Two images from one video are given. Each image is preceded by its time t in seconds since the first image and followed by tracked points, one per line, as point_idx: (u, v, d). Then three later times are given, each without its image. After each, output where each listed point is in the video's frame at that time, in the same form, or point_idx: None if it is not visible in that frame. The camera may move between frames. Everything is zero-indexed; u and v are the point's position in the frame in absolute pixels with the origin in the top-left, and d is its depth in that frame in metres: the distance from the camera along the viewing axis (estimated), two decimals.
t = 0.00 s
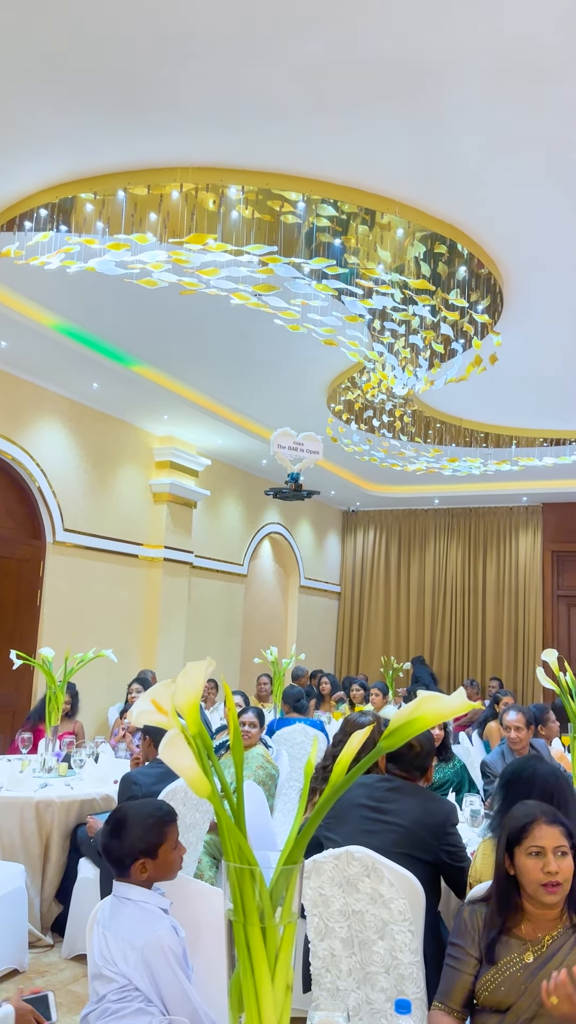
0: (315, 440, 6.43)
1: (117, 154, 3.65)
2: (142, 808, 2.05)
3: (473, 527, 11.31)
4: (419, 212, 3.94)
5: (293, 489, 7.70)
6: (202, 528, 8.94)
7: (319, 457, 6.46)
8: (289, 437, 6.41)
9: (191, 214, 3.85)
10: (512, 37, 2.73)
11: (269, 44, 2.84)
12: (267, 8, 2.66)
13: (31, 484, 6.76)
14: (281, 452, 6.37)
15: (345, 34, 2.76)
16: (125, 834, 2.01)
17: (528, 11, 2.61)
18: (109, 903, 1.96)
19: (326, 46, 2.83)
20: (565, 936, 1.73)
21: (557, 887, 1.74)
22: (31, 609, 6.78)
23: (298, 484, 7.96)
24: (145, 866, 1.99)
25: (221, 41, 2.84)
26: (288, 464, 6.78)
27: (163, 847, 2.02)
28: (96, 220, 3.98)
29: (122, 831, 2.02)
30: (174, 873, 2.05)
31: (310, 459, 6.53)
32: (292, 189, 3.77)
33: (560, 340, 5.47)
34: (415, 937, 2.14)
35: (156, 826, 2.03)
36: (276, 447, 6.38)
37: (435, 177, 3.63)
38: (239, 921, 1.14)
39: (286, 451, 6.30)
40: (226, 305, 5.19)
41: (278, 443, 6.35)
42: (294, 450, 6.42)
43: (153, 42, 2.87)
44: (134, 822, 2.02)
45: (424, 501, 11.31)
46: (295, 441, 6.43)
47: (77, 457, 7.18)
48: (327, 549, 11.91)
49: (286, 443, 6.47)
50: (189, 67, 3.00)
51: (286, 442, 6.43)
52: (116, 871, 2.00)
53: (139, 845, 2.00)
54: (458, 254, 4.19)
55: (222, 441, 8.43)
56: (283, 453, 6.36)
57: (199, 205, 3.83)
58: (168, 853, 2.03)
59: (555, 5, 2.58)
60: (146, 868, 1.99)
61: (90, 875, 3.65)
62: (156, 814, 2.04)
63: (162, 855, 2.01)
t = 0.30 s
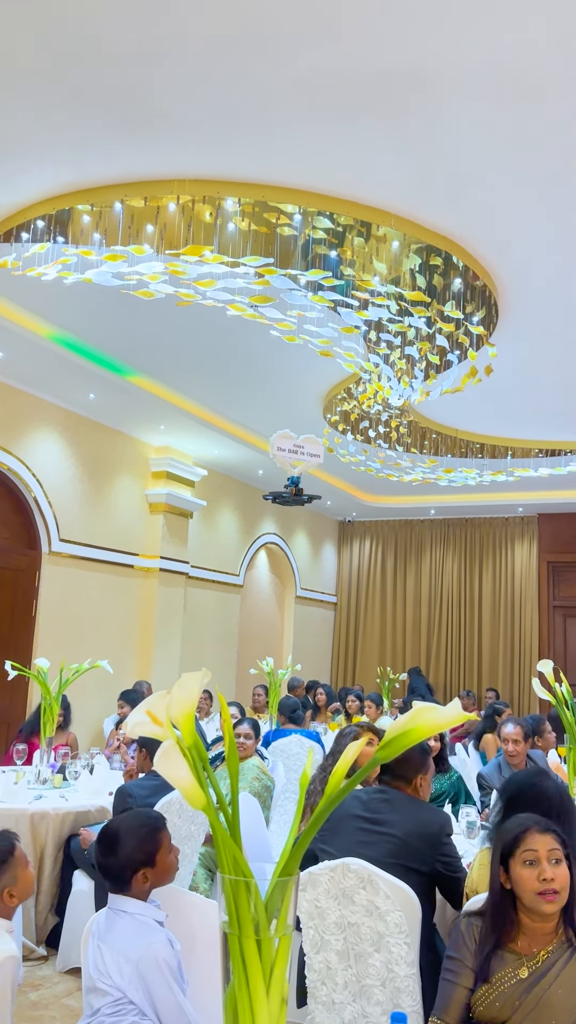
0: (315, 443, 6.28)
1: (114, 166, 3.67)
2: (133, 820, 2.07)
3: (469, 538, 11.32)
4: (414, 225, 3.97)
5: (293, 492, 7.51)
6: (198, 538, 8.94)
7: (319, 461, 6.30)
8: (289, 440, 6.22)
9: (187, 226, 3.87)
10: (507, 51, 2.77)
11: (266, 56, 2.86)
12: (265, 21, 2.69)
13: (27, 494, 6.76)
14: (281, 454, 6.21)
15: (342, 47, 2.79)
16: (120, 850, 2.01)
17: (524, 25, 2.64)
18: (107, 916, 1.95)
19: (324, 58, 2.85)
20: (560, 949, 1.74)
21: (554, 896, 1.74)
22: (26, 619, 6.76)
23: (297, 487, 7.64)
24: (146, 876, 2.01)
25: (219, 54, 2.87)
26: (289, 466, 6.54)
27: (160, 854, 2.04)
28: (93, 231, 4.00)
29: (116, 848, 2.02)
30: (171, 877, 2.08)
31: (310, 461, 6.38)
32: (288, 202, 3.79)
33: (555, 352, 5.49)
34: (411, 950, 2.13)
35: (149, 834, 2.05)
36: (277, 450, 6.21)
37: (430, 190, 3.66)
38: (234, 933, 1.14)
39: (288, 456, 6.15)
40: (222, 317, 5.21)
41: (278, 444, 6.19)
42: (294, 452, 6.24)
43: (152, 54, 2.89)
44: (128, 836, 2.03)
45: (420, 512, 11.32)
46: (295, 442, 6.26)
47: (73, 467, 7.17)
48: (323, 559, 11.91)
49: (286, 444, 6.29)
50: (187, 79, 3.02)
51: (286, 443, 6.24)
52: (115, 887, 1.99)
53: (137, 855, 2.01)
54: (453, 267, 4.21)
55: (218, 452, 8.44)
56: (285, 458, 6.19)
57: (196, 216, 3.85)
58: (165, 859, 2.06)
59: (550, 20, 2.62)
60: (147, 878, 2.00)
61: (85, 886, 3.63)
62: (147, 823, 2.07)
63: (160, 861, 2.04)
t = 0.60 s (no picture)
0: (316, 446, 5.93)
1: (110, 179, 3.68)
2: (115, 832, 2.07)
3: (463, 549, 11.34)
4: (408, 238, 4.00)
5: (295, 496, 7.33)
6: (192, 549, 8.93)
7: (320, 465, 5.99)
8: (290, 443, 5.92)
9: (182, 238, 3.90)
10: (502, 67, 2.80)
11: (263, 70, 2.89)
12: (262, 36, 2.72)
13: (21, 505, 6.75)
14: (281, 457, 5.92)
15: (338, 62, 2.82)
16: (107, 865, 2.01)
17: (518, 42, 2.68)
18: (96, 929, 1.94)
19: (319, 73, 2.88)
20: (553, 963, 1.74)
21: (545, 913, 1.74)
22: (19, 630, 6.74)
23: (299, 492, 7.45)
24: (135, 886, 2.02)
25: (216, 68, 2.90)
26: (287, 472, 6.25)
27: (147, 861, 2.06)
28: (88, 243, 4.02)
29: (103, 863, 2.01)
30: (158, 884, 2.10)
31: (309, 465, 6.08)
32: (283, 215, 3.81)
33: (548, 364, 5.53)
34: (405, 963, 2.13)
35: (134, 844, 2.06)
36: (275, 453, 5.85)
37: (424, 203, 3.68)
38: (226, 947, 1.14)
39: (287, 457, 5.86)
40: (217, 328, 5.23)
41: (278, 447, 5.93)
42: (295, 455, 5.91)
43: (149, 68, 2.92)
44: (113, 849, 2.03)
45: (414, 523, 11.33)
46: (296, 447, 5.95)
47: (67, 477, 7.17)
48: (318, 570, 11.91)
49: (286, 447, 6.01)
50: (185, 93, 3.04)
51: (286, 446, 5.90)
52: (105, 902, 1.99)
53: (124, 867, 2.01)
54: (447, 279, 4.24)
55: (213, 463, 8.44)
56: (284, 461, 5.81)
57: (191, 229, 3.87)
58: (151, 866, 2.08)
59: (544, 37, 2.66)
60: (137, 888, 2.02)
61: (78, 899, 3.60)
62: (130, 834, 2.08)
63: (147, 868, 2.06)
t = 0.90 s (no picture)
0: (316, 449, 5.61)
1: (103, 193, 3.70)
2: (98, 849, 2.05)
3: (455, 561, 11.36)
4: (400, 253, 4.03)
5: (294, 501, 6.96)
6: (184, 561, 8.91)
7: (321, 468, 5.64)
8: (287, 443, 5.62)
9: (176, 252, 3.92)
10: (493, 84, 2.84)
11: (256, 86, 2.92)
12: (256, 52, 2.74)
13: (13, 517, 6.73)
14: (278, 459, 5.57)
15: (331, 78, 2.85)
16: (95, 883, 1.99)
17: (510, 60, 2.72)
18: (87, 946, 1.92)
19: (313, 89, 2.91)
20: (544, 976, 1.73)
21: (531, 928, 1.73)
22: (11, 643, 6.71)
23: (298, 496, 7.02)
24: (126, 901, 2.01)
25: (210, 84, 2.92)
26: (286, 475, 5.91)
27: (134, 874, 2.04)
28: (81, 256, 4.03)
29: (91, 882, 1.99)
30: (147, 897, 2.08)
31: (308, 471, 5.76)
32: (276, 230, 3.84)
33: (539, 378, 5.57)
34: (396, 979, 2.13)
35: (120, 859, 2.04)
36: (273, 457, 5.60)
37: (416, 219, 3.71)
38: (215, 963, 1.14)
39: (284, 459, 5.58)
40: (209, 341, 5.24)
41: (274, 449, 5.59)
42: (293, 460, 5.61)
43: (143, 83, 2.94)
44: (99, 868, 2.01)
45: (407, 535, 11.35)
46: (294, 449, 5.63)
47: (60, 490, 7.16)
48: (310, 582, 11.90)
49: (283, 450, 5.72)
50: (179, 108, 3.07)
51: (284, 449, 5.64)
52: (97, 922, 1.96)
53: (112, 884, 2.00)
54: (438, 295, 4.27)
55: (206, 475, 8.45)
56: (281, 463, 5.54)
57: (184, 243, 3.89)
58: (139, 878, 2.06)
59: (536, 56, 2.69)
60: (127, 903, 2.00)
61: (68, 915, 3.57)
62: (113, 849, 2.06)
63: (135, 881, 2.04)
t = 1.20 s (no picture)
0: (316, 451, 5.28)
1: (96, 209, 3.72)
2: (82, 867, 2.03)
3: (446, 575, 11.37)
4: (390, 269, 4.06)
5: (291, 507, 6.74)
6: (175, 575, 8.90)
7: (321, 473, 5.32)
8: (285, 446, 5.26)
9: (167, 267, 3.95)
10: (481, 108, 2.88)
11: (247, 107, 2.96)
12: (247, 74, 2.78)
13: (3, 530, 6.72)
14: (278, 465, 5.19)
15: (322, 101, 2.89)
16: (78, 902, 1.97)
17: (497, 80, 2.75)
18: (73, 966, 1.90)
19: (304, 110, 2.95)
20: (533, 995, 1.70)
21: (516, 944, 1.73)
22: None
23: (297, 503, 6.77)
24: (110, 919, 1.99)
25: (203, 104, 2.96)
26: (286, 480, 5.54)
27: (117, 892, 2.02)
28: (73, 270, 4.06)
29: (74, 900, 1.98)
30: (133, 914, 2.07)
31: (306, 476, 5.39)
32: (267, 246, 3.86)
33: (529, 394, 5.60)
34: (385, 997, 2.12)
35: (103, 877, 2.02)
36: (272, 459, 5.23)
37: (406, 237, 3.75)
38: (200, 982, 1.13)
39: (283, 466, 5.20)
40: (200, 355, 5.26)
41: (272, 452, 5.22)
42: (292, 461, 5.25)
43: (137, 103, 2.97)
44: (81, 887, 1.99)
45: (398, 548, 11.36)
46: (293, 451, 5.27)
47: (50, 503, 7.15)
48: (302, 596, 11.88)
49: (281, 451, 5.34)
50: (171, 127, 3.10)
51: (282, 451, 5.27)
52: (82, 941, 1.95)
53: (95, 903, 1.98)
54: (428, 310, 4.31)
55: (197, 488, 8.45)
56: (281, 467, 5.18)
57: (176, 258, 3.91)
58: (124, 895, 2.04)
59: (523, 82, 2.74)
60: (112, 921, 1.99)
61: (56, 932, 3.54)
62: (96, 866, 2.04)
63: (119, 899, 2.02)
